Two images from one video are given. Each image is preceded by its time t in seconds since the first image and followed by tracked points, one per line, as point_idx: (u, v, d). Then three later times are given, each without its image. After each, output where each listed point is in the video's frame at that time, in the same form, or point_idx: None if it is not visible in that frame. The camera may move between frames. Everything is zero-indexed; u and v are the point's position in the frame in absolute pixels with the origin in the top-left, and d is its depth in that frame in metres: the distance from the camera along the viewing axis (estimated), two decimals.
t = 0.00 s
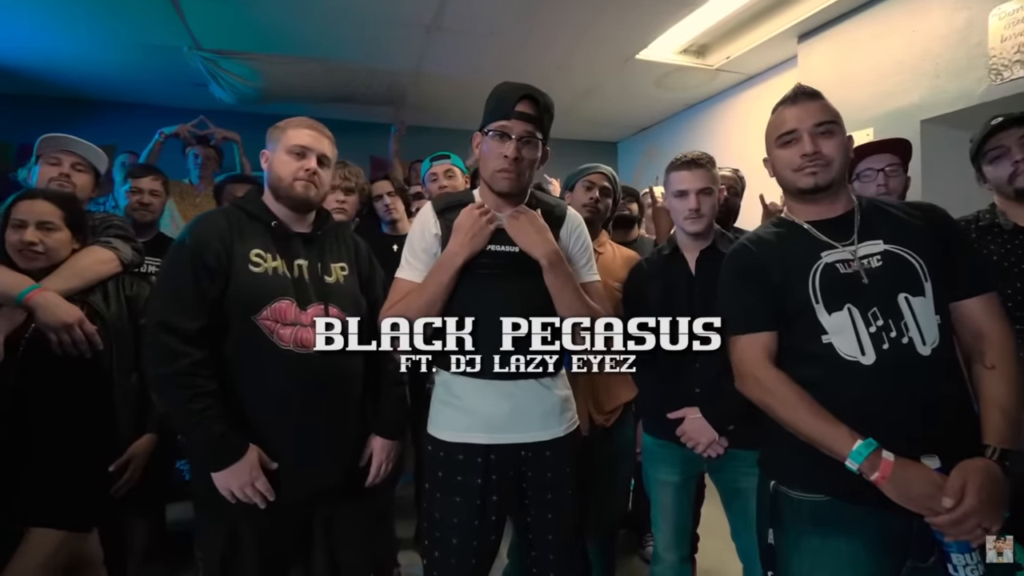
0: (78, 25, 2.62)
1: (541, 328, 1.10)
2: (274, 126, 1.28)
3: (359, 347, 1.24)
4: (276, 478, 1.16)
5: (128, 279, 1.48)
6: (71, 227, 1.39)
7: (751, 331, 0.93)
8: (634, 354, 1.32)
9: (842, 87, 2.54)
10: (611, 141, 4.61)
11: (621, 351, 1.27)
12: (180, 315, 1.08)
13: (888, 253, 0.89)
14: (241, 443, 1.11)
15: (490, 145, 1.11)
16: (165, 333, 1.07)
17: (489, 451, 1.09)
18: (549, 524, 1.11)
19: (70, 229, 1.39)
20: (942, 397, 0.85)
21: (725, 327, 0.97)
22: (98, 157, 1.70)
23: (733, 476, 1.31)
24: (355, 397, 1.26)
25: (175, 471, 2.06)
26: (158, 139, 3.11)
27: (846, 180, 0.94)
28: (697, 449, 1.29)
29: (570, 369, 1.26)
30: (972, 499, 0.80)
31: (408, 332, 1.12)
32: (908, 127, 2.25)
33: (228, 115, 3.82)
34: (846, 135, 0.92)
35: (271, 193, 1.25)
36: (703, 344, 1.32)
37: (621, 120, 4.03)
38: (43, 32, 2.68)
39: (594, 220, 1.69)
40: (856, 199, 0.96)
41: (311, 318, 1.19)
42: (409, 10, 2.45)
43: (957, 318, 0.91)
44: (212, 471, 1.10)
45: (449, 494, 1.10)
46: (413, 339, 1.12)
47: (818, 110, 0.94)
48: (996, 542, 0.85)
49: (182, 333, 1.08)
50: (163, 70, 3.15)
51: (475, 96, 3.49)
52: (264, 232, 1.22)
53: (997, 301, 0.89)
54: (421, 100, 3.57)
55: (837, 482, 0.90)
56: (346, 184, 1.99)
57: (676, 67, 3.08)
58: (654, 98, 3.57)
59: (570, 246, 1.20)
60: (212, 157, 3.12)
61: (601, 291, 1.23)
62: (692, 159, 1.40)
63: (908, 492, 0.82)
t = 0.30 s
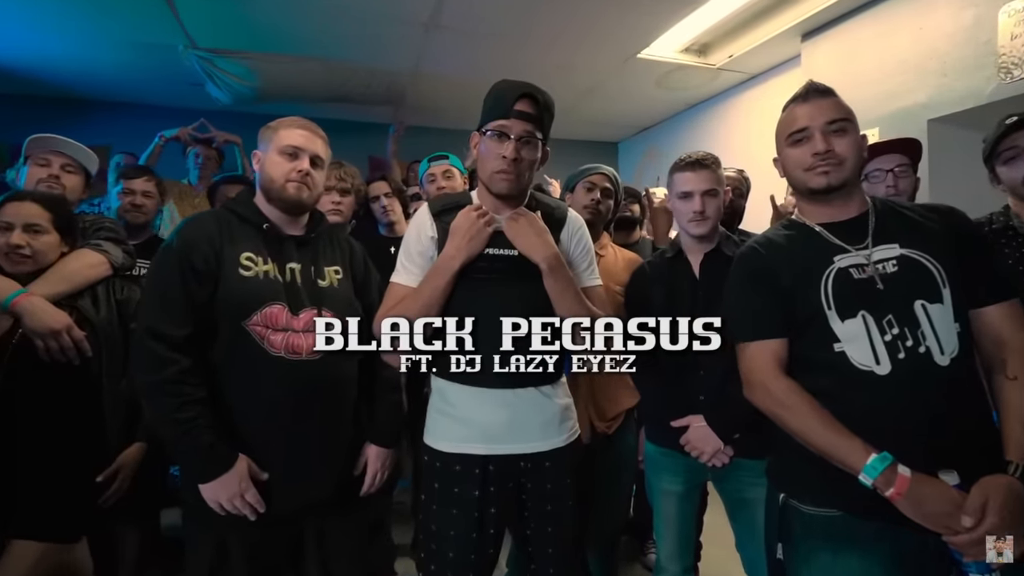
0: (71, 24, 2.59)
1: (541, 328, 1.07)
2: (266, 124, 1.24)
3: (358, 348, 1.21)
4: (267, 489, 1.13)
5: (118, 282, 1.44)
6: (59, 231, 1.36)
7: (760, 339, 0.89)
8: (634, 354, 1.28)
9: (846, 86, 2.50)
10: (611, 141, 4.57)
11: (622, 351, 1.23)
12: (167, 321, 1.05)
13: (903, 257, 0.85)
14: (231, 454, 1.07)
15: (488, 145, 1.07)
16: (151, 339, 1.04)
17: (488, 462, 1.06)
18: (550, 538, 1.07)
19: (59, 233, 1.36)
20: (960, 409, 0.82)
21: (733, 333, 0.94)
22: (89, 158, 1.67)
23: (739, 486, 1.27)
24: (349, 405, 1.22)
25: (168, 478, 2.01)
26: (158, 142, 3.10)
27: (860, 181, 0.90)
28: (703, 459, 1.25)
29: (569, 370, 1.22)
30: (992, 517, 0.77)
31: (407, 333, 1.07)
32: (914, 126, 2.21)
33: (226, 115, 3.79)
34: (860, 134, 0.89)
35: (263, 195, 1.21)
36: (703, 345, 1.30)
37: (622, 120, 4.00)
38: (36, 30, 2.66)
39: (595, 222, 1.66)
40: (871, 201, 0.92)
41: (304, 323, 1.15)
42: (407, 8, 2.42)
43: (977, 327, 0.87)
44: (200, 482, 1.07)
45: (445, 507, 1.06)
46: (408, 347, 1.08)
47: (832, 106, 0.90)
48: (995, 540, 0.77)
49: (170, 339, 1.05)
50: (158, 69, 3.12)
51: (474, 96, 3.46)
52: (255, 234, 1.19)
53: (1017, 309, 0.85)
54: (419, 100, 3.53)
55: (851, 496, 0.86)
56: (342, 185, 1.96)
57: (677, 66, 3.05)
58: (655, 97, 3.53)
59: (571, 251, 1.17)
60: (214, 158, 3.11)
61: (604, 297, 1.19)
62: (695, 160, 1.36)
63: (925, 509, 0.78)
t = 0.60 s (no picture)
0: (64, 23, 2.55)
1: (541, 337, 1.03)
2: (257, 124, 1.20)
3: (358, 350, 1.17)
4: (257, 502, 1.09)
5: (108, 286, 1.39)
6: (47, 235, 1.31)
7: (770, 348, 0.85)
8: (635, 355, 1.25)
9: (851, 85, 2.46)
10: (612, 142, 4.53)
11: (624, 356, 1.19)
12: (153, 328, 1.01)
13: (922, 264, 0.81)
14: (219, 466, 1.03)
15: (486, 147, 1.03)
16: (136, 347, 1.00)
17: (486, 474, 1.02)
18: (550, 554, 1.03)
19: (47, 237, 1.32)
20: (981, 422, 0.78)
21: (741, 342, 0.90)
22: (80, 160, 1.63)
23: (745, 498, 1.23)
24: (343, 414, 1.18)
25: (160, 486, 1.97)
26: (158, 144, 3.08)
27: (875, 182, 0.86)
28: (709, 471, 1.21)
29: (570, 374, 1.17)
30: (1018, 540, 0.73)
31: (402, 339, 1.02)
32: (922, 126, 2.17)
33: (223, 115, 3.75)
34: (876, 133, 0.85)
35: (253, 198, 1.17)
36: (703, 345, 1.26)
37: (623, 120, 3.96)
38: (30, 29, 2.62)
39: (597, 224, 1.62)
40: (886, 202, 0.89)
41: (295, 330, 1.11)
42: (405, 7, 2.38)
43: (999, 337, 0.83)
44: (186, 495, 1.03)
45: (441, 522, 1.02)
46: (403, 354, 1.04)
47: (846, 104, 0.86)
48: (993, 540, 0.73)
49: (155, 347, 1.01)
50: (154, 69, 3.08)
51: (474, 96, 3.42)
52: (245, 237, 1.15)
53: None
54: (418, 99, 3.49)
55: (865, 514, 0.82)
56: (337, 186, 1.92)
57: (679, 66, 3.01)
58: (657, 97, 3.49)
59: (572, 256, 1.13)
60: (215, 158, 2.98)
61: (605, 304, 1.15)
62: (699, 160, 1.33)
63: (943, 530, 0.75)
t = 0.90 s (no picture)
0: (59, 22, 2.52)
1: (539, 348, 1.00)
2: (250, 126, 1.17)
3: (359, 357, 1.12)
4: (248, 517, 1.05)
5: (97, 294, 1.35)
6: (36, 240, 1.26)
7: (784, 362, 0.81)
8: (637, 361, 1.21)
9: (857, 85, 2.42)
10: (614, 142, 4.49)
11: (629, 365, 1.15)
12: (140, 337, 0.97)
13: (944, 274, 0.77)
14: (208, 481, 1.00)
15: (485, 148, 1.00)
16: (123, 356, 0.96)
17: (485, 490, 0.98)
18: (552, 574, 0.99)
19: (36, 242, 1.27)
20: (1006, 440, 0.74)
21: (753, 353, 0.86)
22: (71, 162, 1.59)
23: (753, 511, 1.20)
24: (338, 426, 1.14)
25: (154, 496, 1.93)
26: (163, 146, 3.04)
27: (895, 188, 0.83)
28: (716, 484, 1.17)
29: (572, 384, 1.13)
30: None
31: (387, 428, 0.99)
32: (931, 126, 2.13)
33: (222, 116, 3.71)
34: (896, 136, 0.81)
35: (246, 202, 1.14)
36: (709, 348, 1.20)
37: (625, 121, 3.92)
38: (24, 29, 2.58)
39: (600, 228, 1.58)
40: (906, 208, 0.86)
41: (288, 338, 1.07)
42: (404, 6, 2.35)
43: None
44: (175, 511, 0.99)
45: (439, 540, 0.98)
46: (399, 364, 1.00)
47: (865, 106, 0.82)
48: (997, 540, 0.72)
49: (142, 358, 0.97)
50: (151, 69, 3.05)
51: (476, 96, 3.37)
52: (236, 242, 1.11)
53: None
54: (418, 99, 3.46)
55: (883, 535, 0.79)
56: (334, 189, 1.88)
57: (682, 65, 2.97)
58: (659, 97, 3.45)
59: (575, 264, 1.08)
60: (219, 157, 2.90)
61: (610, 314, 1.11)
62: (706, 162, 1.29)
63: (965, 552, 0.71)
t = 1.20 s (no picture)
0: (54, 22, 2.48)
1: (542, 360, 0.95)
2: (241, 126, 1.12)
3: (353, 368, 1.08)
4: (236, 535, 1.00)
5: (85, 300, 1.29)
6: (21, 246, 1.22)
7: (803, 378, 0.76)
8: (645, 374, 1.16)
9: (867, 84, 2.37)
10: (617, 143, 4.44)
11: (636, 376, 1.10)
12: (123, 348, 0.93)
13: (976, 284, 0.72)
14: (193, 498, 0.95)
15: (484, 151, 0.95)
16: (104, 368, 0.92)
17: (485, 509, 0.93)
18: None
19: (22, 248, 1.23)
20: None
21: (770, 367, 0.80)
22: (60, 163, 1.54)
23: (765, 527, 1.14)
24: (332, 439, 1.10)
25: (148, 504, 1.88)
26: (170, 148, 3.00)
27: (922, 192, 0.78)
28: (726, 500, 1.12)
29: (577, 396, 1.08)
30: None
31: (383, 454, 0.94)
32: (944, 126, 2.08)
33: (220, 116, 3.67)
34: (925, 139, 0.76)
35: (235, 206, 1.09)
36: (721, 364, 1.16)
37: (628, 121, 3.87)
38: (18, 28, 2.54)
39: (604, 231, 1.53)
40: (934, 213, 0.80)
41: (279, 348, 1.03)
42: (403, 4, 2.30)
43: None
44: (159, 530, 0.94)
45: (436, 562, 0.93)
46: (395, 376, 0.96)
47: (891, 106, 0.77)
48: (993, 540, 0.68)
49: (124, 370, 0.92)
50: (148, 69, 3.00)
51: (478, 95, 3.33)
52: (226, 248, 1.06)
53: None
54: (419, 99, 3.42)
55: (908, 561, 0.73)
56: (331, 191, 1.84)
57: (687, 64, 2.92)
58: (664, 97, 3.40)
59: (580, 271, 1.04)
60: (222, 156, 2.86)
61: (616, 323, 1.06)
62: (717, 164, 1.24)
63: None
